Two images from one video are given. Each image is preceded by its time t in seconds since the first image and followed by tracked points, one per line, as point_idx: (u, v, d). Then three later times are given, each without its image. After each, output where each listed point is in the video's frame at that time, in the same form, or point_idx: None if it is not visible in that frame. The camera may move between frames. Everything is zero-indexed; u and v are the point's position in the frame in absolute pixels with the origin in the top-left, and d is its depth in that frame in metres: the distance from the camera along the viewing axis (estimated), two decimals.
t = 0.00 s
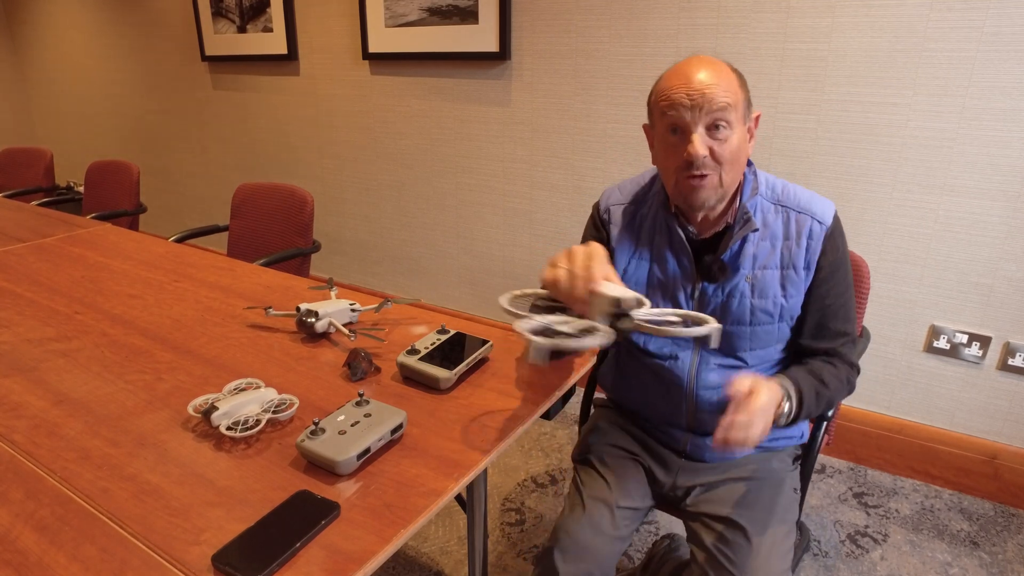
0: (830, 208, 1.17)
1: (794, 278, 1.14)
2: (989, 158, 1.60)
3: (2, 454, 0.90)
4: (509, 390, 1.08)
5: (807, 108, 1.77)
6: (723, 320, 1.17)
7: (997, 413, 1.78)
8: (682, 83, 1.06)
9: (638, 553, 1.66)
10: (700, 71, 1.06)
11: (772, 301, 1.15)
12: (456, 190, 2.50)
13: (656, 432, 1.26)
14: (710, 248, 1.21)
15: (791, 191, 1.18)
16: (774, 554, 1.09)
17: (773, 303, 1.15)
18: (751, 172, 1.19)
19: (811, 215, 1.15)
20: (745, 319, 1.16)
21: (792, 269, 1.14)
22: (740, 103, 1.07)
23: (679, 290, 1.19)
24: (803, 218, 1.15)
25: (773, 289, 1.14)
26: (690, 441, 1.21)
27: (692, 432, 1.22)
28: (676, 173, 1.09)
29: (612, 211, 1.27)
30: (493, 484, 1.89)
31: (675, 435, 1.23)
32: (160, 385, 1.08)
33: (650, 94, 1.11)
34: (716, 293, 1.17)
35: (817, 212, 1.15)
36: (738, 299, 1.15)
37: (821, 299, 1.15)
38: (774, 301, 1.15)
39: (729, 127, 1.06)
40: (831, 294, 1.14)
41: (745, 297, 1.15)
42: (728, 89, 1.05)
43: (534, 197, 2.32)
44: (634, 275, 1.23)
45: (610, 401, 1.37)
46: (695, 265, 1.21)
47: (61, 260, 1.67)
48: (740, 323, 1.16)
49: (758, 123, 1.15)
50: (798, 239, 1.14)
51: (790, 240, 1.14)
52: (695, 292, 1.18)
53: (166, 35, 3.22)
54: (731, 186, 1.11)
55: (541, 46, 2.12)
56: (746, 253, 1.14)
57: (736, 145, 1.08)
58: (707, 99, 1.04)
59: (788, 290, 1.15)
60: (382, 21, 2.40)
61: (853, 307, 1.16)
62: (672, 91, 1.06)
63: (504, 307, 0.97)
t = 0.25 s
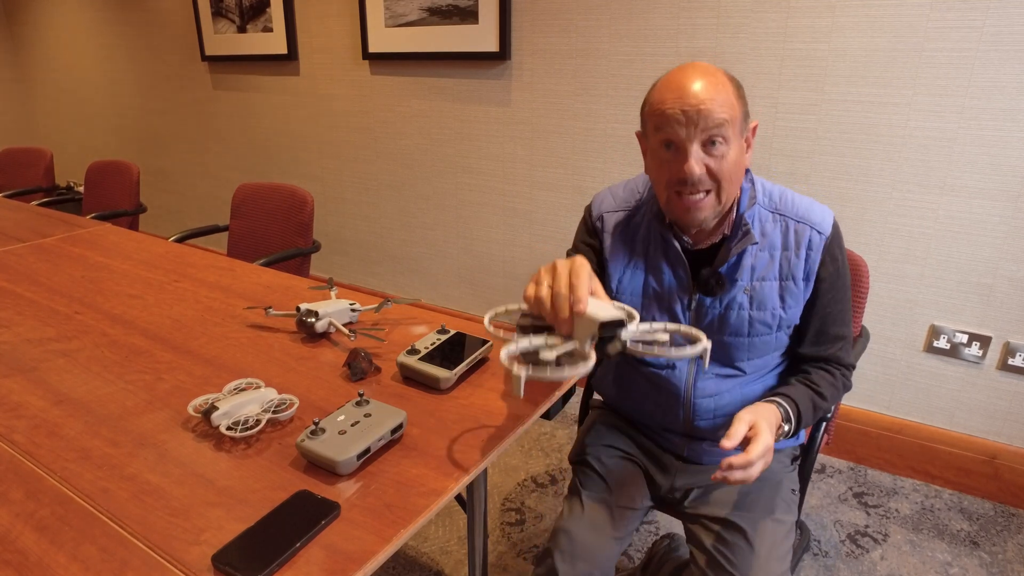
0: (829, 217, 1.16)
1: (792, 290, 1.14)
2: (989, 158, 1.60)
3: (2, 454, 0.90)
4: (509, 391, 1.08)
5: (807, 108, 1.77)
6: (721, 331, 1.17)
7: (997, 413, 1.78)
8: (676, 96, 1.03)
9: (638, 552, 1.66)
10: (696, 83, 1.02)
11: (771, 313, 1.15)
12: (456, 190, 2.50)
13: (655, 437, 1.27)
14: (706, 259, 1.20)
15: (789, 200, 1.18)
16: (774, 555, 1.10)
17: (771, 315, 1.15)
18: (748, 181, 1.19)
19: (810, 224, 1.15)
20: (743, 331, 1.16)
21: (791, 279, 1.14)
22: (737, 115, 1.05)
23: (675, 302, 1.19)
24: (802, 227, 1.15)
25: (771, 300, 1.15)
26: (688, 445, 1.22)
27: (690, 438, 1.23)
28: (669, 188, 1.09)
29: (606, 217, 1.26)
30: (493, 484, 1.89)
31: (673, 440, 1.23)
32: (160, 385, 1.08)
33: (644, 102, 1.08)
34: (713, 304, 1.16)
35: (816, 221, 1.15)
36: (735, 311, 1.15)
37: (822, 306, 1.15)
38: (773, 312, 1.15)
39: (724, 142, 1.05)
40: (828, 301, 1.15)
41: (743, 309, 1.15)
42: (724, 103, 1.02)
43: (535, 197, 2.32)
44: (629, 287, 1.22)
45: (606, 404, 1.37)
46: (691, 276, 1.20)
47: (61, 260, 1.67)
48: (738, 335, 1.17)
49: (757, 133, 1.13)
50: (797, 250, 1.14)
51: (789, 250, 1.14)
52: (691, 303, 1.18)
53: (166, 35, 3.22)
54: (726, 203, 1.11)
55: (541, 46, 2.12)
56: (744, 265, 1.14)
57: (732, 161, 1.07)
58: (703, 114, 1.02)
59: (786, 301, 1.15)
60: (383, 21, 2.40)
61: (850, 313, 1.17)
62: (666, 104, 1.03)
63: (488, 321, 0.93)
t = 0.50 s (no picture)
0: (832, 222, 1.16)
1: (795, 294, 1.14)
2: (989, 159, 1.60)
3: (1, 454, 0.90)
4: (509, 391, 1.08)
5: (808, 108, 1.77)
6: (722, 334, 1.17)
7: (997, 412, 1.78)
8: (679, 106, 1.02)
9: (639, 553, 1.66)
10: (698, 91, 1.02)
11: (773, 317, 1.15)
12: (456, 190, 2.50)
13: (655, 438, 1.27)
14: (707, 265, 1.21)
15: (793, 204, 1.18)
16: (775, 552, 1.09)
17: (773, 319, 1.15)
18: (752, 185, 1.19)
19: (813, 229, 1.15)
20: (745, 335, 1.16)
21: (793, 284, 1.14)
22: (740, 124, 1.04)
23: (677, 306, 1.19)
24: (805, 232, 1.15)
25: (773, 305, 1.14)
26: (688, 446, 1.22)
27: (691, 438, 1.23)
28: (672, 199, 1.09)
29: (608, 220, 1.26)
30: (493, 484, 1.89)
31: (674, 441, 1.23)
32: (160, 385, 1.08)
33: (647, 109, 1.08)
34: (716, 308, 1.16)
35: (819, 225, 1.15)
36: (738, 315, 1.15)
37: (825, 309, 1.15)
38: (775, 317, 1.15)
39: (728, 153, 1.04)
40: (830, 306, 1.15)
41: (745, 314, 1.15)
42: (727, 113, 1.02)
43: (535, 197, 2.32)
44: (631, 290, 1.22)
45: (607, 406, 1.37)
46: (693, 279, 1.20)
47: (61, 260, 1.67)
48: (740, 339, 1.16)
49: (759, 138, 1.13)
50: (800, 254, 1.14)
51: (792, 255, 1.14)
52: (693, 306, 1.18)
53: (166, 35, 3.22)
54: (728, 212, 1.11)
55: (541, 46, 2.12)
56: (747, 270, 1.14)
57: (735, 170, 1.07)
58: (706, 125, 1.01)
59: (788, 306, 1.15)
60: (382, 21, 2.40)
61: (852, 317, 1.17)
62: (669, 114, 1.03)
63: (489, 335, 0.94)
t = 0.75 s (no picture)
0: (832, 220, 1.16)
1: (797, 291, 1.14)
2: (990, 158, 1.60)
3: (2, 454, 0.90)
4: (508, 391, 1.08)
5: (808, 108, 1.77)
6: (725, 332, 1.17)
7: (997, 412, 1.78)
8: (681, 106, 1.02)
9: (639, 553, 1.66)
10: (700, 90, 1.02)
11: (775, 314, 1.15)
12: (456, 190, 2.50)
13: (655, 437, 1.27)
14: (710, 263, 1.21)
15: (794, 203, 1.18)
16: (775, 551, 1.09)
17: (775, 316, 1.15)
18: (753, 183, 1.19)
19: (814, 226, 1.15)
20: (747, 333, 1.16)
21: (795, 282, 1.14)
22: (742, 123, 1.04)
23: (679, 305, 1.18)
24: (806, 230, 1.15)
25: (775, 302, 1.14)
26: (689, 445, 1.21)
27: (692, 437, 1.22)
28: (675, 199, 1.09)
29: (610, 220, 1.26)
30: (493, 484, 1.89)
31: (674, 440, 1.23)
32: (161, 385, 1.08)
33: (649, 108, 1.08)
34: (718, 306, 1.16)
35: (820, 223, 1.15)
36: (740, 313, 1.15)
37: (827, 306, 1.15)
38: (776, 314, 1.15)
39: (730, 151, 1.04)
40: (831, 303, 1.15)
41: (747, 311, 1.15)
42: (729, 112, 1.02)
43: (535, 197, 2.32)
44: (633, 289, 1.22)
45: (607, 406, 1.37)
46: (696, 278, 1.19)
47: (61, 260, 1.67)
48: (742, 336, 1.16)
49: (762, 135, 1.13)
50: (801, 252, 1.14)
51: (794, 253, 1.14)
52: (695, 305, 1.17)
53: (165, 35, 3.22)
54: (730, 210, 1.11)
55: (542, 46, 2.12)
56: (749, 267, 1.14)
57: (736, 169, 1.07)
58: (708, 124, 1.01)
59: (790, 303, 1.15)
60: (382, 21, 2.40)
61: (853, 315, 1.18)
62: (671, 113, 1.03)
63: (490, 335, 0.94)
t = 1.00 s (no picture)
0: (826, 215, 1.17)
1: (792, 286, 1.15)
2: (989, 157, 1.60)
3: (1, 454, 0.90)
4: (508, 391, 1.08)
5: (808, 108, 1.77)
6: (722, 328, 1.17)
7: (997, 412, 1.78)
8: (672, 100, 1.03)
9: (639, 552, 1.66)
10: (691, 85, 1.03)
11: (771, 309, 1.15)
12: (456, 190, 2.50)
13: (655, 437, 1.26)
14: (706, 258, 1.21)
15: (787, 198, 1.18)
16: (775, 553, 1.09)
17: (771, 311, 1.15)
18: (746, 179, 1.18)
19: (808, 221, 1.15)
20: (744, 328, 1.16)
21: (790, 276, 1.14)
22: (733, 117, 1.05)
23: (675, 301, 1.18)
24: (800, 224, 1.15)
25: (771, 297, 1.14)
26: (688, 445, 1.21)
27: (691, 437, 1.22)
28: (668, 193, 1.08)
29: (605, 218, 1.26)
30: (493, 484, 1.89)
31: (673, 440, 1.23)
32: (161, 385, 1.07)
33: (641, 106, 1.08)
34: (714, 302, 1.16)
35: (814, 218, 1.15)
36: (736, 308, 1.15)
37: (822, 301, 1.15)
38: (773, 308, 1.15)
39: (722, 144, 1.04)
40: (827, 297, 1.15)
41: (743, 306, 1.15)
42: (720, 105, 1.02)
43: (535, 197, 2.32)
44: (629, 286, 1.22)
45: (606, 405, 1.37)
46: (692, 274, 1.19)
47: (61, 260, 1.67)
48: (739, 332, 1.16)
49: (752, 132, 1.13)
50: (796, 246, 1.14)
51: (789, 247, 1.14)
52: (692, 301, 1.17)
53: (165, 35, 3.22)
54: (724, 205, 1.10)
55: (542, 46, 2.12)
56: (744, 262, 1.14)
57: (729, 162, 1.06)
58: (699, 117, 1.02)
59: (785, 297, 1.15)
60: (383, 21, 2.40)
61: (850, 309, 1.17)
62: (662, 108, 1.03)
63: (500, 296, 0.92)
